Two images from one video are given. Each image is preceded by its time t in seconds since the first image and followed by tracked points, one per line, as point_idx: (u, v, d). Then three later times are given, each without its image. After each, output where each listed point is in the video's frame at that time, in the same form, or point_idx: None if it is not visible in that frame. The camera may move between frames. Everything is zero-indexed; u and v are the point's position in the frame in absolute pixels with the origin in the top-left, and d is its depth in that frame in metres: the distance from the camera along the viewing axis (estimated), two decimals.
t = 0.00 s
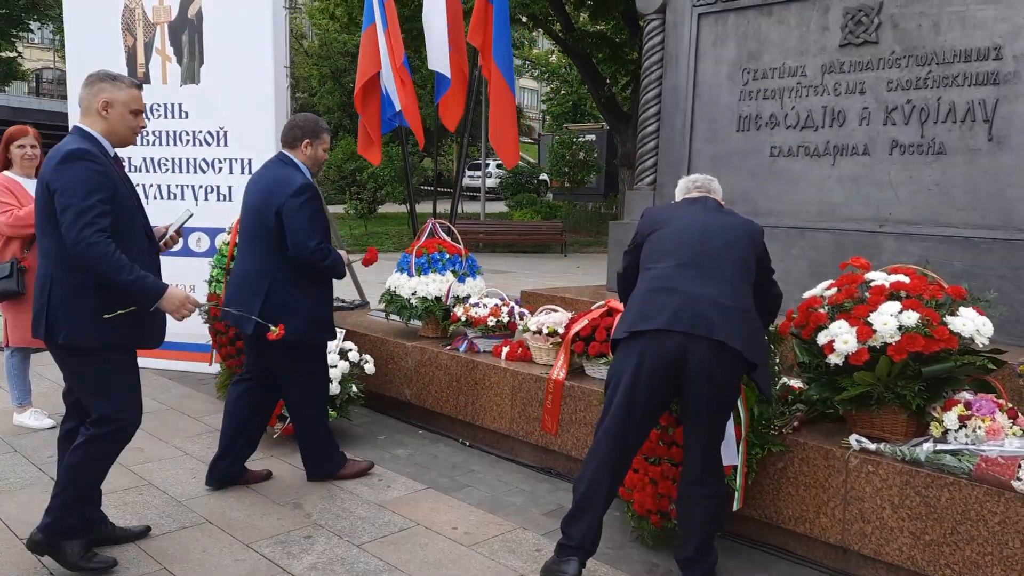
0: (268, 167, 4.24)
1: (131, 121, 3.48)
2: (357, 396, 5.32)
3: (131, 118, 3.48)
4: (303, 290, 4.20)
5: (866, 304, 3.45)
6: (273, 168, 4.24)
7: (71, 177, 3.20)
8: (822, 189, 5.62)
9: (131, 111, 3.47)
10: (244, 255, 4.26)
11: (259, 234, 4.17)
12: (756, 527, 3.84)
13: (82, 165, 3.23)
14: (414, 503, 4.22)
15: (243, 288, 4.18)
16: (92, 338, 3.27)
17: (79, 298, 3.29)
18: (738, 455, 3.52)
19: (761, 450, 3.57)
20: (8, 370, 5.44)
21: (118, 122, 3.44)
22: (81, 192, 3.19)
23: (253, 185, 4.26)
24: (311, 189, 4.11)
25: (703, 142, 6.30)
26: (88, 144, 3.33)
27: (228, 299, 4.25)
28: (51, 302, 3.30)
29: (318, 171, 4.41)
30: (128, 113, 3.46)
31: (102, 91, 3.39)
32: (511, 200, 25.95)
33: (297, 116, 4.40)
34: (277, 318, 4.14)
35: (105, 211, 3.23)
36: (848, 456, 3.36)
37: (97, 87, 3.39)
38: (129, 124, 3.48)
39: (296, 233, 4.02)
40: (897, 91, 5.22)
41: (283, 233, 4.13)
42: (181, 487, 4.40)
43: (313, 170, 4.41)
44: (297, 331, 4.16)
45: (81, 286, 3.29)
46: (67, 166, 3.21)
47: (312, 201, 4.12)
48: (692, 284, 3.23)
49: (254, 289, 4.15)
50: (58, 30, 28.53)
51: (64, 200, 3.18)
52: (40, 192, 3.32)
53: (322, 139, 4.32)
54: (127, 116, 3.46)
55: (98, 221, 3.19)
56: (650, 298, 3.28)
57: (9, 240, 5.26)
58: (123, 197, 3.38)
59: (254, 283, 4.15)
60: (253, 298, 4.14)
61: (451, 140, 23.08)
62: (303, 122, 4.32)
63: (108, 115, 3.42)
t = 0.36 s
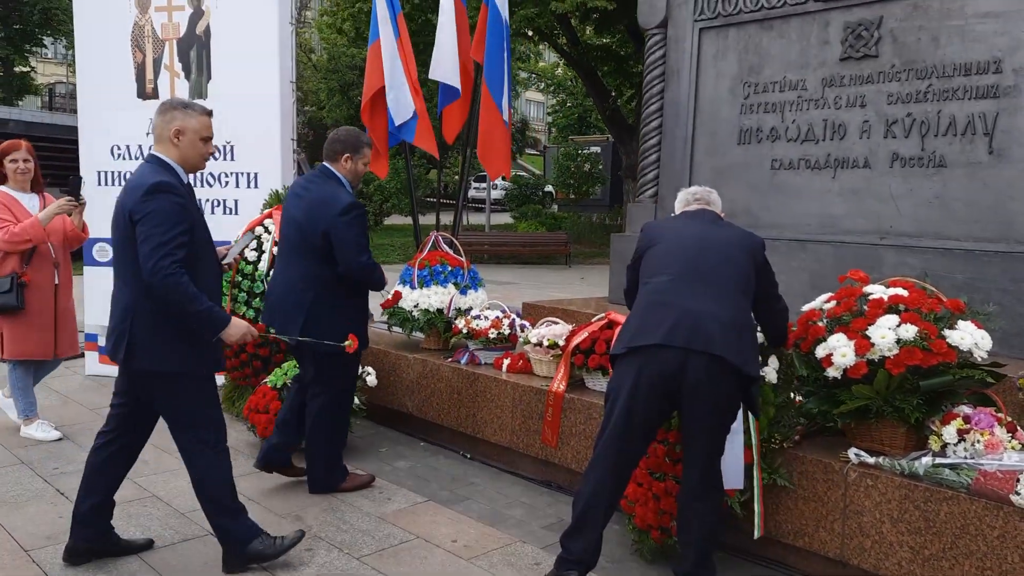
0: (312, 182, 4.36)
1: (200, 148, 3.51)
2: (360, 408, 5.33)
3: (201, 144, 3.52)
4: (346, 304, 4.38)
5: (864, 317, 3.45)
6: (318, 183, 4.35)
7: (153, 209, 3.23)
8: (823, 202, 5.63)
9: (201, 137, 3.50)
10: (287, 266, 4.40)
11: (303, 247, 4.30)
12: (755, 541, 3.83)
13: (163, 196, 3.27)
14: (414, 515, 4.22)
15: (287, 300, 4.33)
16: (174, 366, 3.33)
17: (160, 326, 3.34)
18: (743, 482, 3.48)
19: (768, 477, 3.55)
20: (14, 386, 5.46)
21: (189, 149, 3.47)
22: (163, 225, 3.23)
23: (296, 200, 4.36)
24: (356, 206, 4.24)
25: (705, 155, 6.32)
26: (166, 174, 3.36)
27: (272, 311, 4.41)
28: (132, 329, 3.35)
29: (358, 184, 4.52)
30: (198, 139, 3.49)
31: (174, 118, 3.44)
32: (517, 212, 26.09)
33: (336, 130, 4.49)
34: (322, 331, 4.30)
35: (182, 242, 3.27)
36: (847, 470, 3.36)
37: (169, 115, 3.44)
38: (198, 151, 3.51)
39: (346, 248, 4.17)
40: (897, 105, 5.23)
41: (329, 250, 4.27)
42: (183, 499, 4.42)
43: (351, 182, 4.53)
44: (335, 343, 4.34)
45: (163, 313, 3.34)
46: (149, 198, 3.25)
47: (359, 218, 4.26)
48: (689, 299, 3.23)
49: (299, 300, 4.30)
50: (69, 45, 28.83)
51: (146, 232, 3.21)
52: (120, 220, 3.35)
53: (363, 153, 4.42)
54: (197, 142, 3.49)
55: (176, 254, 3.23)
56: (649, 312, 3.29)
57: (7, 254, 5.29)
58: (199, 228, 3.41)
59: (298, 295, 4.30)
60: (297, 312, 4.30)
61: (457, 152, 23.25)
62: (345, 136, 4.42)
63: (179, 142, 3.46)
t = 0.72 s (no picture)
0: (342, 194, 4.42)
1: (294, 159, 3.64)
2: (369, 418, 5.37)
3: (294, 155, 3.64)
4: (371, 314, 4.47)
5: (873, 325, 3.48)
6: (348, 195, 4.42)
7: (260, 224, 3.30)
8: (831, 211, 5.66)
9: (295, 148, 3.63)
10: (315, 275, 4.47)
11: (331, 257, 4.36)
12: (764, 550, 3.84)
13: (270, 211, 3.34)
14: (424, 524, 4.25)
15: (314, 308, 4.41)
16: (273, 374, 3.44)
17: (258, 336, 3.45)
18: (753, 489, 3.52)
19: (778, 485, 3.56)
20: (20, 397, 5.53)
21: (284, 159, 3.59)
22: (269, 239, 3.30)
23: (328, 212, 4.42)
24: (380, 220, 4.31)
25: (712, 165, 6.35)
26: (265, 187, 3.44)
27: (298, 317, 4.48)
28: (231, 339, 3.43)
29: (387, 196, 4.57)
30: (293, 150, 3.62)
31: (271, 127, 3.56)
32: (525, 221, 26.15)
33: (367, 144, 4.54)
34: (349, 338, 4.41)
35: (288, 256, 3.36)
36: (856, 477, 3.37)
37: (267, 124, 3.56)
38: (291, 161, 3.63)
39: (371, 260, 4.25)
40: (904, 114, 5.25)
41: (355, 262, 4.34)
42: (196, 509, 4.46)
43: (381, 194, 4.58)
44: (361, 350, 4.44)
45: (260, 323, 3.44)
46: (256, 212, 3.31)
47: (383, 230, 4.33)
48: (699, 310, 3.25)
49: (324, 308, 4.38)
50: (81, 58, 29.13)
51: (255, 243, 3.28)
52: (219, 232, 3.39)
53: (391, 165, 4.47)
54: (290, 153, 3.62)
55: (284, 267, 3.30)
56: (659, 325, 3.30)
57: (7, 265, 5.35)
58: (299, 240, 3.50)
59: (327, 304, 4.37)
60: (322, 319, 4.39)
61: (465, 162, 23.34)
62: (373, 150, 4.48)
63: (274, 152, 3.57)
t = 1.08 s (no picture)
0: (370, 194, 4.51)
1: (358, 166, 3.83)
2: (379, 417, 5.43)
3: (359, 162, 3.84)
4: (392, 311, 4.53)
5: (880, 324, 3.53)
6: (377, 197, 4.52)
7: (332, 230, 3.45)
8: (837, 211, 5.70)
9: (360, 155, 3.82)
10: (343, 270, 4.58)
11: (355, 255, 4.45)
12: (773, 545, 3.89)
13: (340, 219, 3.49)
14: (437, 521, 4.31)
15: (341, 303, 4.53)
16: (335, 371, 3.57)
17: (322, 336, 3.56)
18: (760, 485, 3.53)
19: (786, 481, 3.61)
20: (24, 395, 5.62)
21: (350, 167, 3.79)
22: (340, 245, 3.45)
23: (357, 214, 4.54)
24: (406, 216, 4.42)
25: (719, 165, 6.40)
26: (332, 194, 3.59)
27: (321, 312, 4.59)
28: (295, 337, 3.53)
29: (416, 198, 4.67)
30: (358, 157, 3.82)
31: (339, 135, 3.76)
32: (530, 221, 26.17)
33: (397, 148, 4.66)
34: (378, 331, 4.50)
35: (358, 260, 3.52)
36: (863, 473, 3.42)
37: (337, 134, 3.75)
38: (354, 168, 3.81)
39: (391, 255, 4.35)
40: (910, 115, 5.29)
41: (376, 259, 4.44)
42: (212, 507, 4.52)
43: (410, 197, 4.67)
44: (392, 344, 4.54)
45: (326, 324, 3.57)
46: (328, 220, 3.46)
47: (405, 225, 4.40)
48: (691, 319, 3.26)
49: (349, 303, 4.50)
50: (87, 59, 29.22)
51: (327, 249, 3.43)
52: (288, 236, 3.53)
53: (420, 168, 4.57)
54: (355, 160, 3.81)
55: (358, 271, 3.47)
56: (651, 334, 3.31)
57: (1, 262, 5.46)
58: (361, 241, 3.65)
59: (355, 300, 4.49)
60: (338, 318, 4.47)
61: (470, 163, 23.37)
62: (403, 153, 4.61)
63: (341, 158, 3.76)
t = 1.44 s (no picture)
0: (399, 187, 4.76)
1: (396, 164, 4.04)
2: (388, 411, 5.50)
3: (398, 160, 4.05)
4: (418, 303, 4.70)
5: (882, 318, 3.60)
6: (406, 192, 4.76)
7: (386, 219, 3.70)
8: (839, 208, 5.76)
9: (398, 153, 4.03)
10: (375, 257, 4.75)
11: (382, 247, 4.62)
12: (777, 536, 3.97)
13: (394, 208, 3.74)
14: (446, 512, 4.39)
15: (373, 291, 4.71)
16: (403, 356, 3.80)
17: (389, 316, 3.82)
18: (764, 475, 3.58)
19: (790, 472, 3.69)
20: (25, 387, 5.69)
21: (389, 164, 4.00)
22: (396, 232, 3.70)
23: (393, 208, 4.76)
24: (429, 208, 4.60)
25: (722, 162, 6.46)
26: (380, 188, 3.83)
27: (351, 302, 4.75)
28: (366, 322, 3.78)
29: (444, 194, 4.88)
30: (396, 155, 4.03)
31: (378, 135, 3.97)
32: (531, 218, 26.24)
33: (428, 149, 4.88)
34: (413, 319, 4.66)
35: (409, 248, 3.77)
36: (866, 464, 3.49)
37: (376, 133, 3.97)
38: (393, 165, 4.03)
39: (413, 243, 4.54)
40: (912, 112, 5.36)
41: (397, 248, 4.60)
42: (225, 498, 4.60)
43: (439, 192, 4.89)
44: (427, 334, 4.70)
45: (391, 304, 3.82)
46: (382, 208, 3.71)
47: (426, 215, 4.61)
48: (636, 324, 3.07)
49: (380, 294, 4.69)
50: (88, 55, 29.26)
51: (384, 238, 3.68)
52: (347, 228, 3.78)
53: (450, 165, 4.74)
54: (393, 158, 4.02)
55: (411, 257, 3.73)
56: (597, 341, 3.13)
57: None
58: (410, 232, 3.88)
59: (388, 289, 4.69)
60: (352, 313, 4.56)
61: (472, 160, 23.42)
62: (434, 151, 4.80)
63: (380, 156, 3.97)
